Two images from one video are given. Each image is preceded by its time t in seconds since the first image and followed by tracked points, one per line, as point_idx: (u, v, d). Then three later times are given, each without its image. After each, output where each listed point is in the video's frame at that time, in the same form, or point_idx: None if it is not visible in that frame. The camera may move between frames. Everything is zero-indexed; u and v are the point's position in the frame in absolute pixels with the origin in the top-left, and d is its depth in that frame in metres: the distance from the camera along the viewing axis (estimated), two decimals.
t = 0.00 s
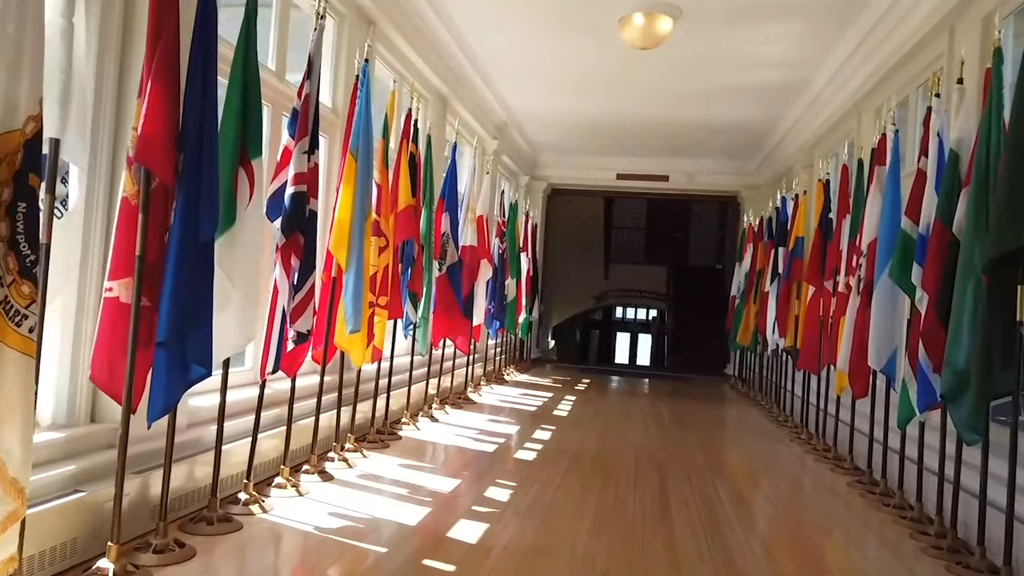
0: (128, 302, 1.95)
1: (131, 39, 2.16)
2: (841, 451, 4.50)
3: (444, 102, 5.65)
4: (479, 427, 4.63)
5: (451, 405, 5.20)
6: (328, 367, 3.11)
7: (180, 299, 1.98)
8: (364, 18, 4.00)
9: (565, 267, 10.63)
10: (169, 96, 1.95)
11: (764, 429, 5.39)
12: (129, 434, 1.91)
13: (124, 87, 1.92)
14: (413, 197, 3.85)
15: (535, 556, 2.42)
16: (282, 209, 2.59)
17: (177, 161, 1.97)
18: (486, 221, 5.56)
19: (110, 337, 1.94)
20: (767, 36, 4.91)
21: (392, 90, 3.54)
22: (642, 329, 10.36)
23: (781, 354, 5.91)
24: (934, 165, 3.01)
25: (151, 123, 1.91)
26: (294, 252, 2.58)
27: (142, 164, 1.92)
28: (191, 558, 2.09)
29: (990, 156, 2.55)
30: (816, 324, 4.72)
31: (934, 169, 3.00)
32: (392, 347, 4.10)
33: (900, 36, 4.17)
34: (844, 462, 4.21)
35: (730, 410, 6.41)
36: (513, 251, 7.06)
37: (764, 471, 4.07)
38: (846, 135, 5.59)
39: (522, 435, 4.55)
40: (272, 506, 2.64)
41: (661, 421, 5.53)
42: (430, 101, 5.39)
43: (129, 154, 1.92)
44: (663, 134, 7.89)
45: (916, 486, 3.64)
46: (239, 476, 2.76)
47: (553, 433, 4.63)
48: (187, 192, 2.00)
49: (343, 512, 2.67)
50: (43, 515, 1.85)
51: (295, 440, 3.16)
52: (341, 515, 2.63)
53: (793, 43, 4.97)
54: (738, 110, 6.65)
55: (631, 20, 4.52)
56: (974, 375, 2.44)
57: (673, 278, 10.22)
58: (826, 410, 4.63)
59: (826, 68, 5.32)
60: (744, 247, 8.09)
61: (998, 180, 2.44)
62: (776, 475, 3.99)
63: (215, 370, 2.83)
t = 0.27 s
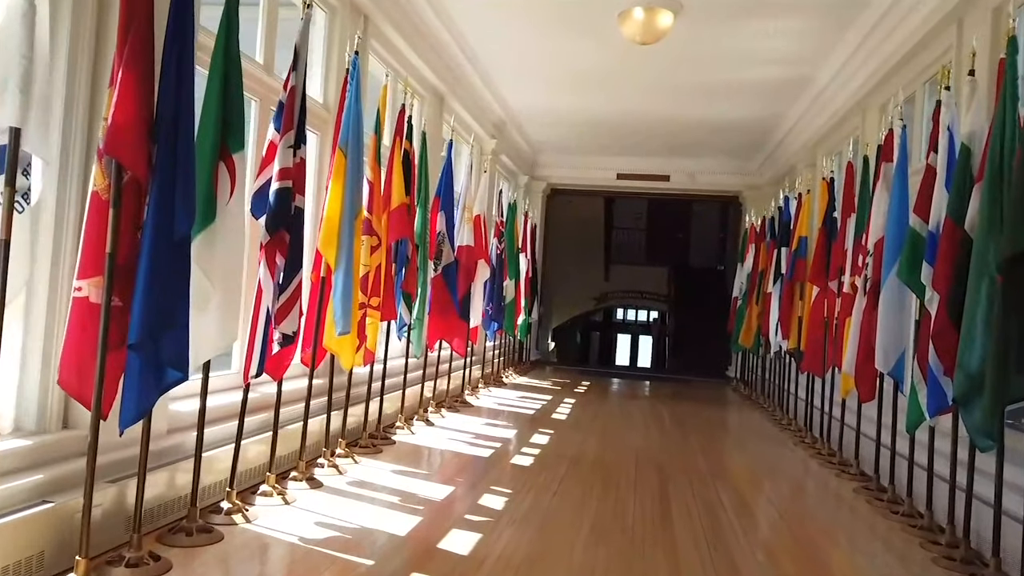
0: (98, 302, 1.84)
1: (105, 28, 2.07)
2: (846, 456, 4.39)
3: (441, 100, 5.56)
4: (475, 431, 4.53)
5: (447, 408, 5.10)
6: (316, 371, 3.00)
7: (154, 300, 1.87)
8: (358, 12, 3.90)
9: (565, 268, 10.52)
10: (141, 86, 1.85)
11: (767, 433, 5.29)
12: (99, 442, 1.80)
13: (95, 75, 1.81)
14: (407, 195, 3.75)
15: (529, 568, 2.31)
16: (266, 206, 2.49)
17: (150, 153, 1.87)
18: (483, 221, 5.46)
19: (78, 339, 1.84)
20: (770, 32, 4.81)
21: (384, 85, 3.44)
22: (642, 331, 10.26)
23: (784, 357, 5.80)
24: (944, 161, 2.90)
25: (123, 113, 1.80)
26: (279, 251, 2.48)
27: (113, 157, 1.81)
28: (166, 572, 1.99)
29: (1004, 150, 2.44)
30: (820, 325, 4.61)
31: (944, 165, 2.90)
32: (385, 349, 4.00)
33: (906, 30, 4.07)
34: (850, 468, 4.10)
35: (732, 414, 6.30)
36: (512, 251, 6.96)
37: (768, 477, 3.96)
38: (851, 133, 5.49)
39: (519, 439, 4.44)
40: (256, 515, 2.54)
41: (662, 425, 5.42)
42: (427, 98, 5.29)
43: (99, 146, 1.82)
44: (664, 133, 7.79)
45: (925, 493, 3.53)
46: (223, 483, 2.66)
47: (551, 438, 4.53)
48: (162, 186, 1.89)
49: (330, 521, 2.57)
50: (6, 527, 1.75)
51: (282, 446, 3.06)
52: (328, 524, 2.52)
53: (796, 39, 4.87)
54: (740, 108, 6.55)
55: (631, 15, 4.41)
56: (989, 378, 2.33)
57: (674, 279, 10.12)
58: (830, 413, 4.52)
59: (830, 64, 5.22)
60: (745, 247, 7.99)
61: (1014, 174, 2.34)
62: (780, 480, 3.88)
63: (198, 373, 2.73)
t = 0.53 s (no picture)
0: (69, 306, 1.75)
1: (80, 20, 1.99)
2: (852, 463, 4.29)
3: (439, 99, 5.47)
4: (472, 435, 4.43)
5: (445, 412, 5.00)
6: (305, 377, 2.90)
7: (128, 304, 1.79)
8: (352, 7, 3.82)
9: (566, 269, 10.42)
10: (116, 78, 1.76)
11: (771, 438, 5.19)
12: (69, 453, 1.72)
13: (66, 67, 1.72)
14: (401, 194, 3.65)
15: None
16: (251, 206, 2.40)
17: (125, 149, 1.78)
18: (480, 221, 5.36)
19: (48, 345, 1.75)
20: (773, 28, 4.72)
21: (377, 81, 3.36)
22: (643, 333, 10.13)
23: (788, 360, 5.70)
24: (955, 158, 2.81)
25: (94, 107, 1.71)
26: (265, 251, 2.39)
27: (84, 153, 1.72)
28: None
29: (1019, 147, 2.35)
30: (825, 328, 4.52)
31: (955, 163, 2.81)
32: (380, 352, 3.91)
33: (913, 26, 3.97)
34: (855, 474, 4.00)
35: (735, 418, 6.20)
36: (511, 252, 6.86)
37: (773, 484, 3.86)
38: (856, 132, 5.39)
39: (517, 444, 4.34)
40: (241, 526, 2.44)
41: (664, 430, 5.32)
42: (424, 96, 5.20)
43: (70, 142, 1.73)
44: (665, 132, 7.70)
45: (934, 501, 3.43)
46: (206, 493, 2.56)
47: (550, 443, 4.43)
48: (137, 185, 1.80)
49: (318, 533, 2.47)
50: None
51: (270, 453, 2.96)
52: (315, 535, 2.42)
53: (799, 35, 4.79)
54: (743, 106, 6.46)
55: (631, 11, 4.33)
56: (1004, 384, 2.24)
57: (676, 280, 10.01)
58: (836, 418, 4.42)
59: (835, 61, 5.12)
60: (747, 248, 7.90)
61: None
62: (784, 487, 3.78)
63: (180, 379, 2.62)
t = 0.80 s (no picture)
0: (40, 306, 1.67)
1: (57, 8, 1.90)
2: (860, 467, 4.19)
3: (437, 96, 5.38)
4: (470, 439, 4.34)
5: (443, 415, 4.90)
6: (296, 379, 2.81)
7: (102, 305, 1.70)
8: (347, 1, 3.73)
9: (567, 269, 10.33)
10: (90, 67, 1.68)
11: (776, 442, 5.09)
12: (39, 462, 1.63)
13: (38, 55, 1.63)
14: (397, 192, 3.56)
15: None
16: (238, 203, 2.31)
17: (100, 142, 1.69)
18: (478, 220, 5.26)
19: (17, 347, 1.66)
20: (778, 23, 4.63)
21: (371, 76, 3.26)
22: (645, 334, 10.10)
23: (792, 362, 5.60)
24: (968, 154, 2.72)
25: (66, 98, 1.62)
26: (253, 249, 2.30)
27: (57, 146, 1.63)
28: None
29: None
30: (831, 329, 4.42)
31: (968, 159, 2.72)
32: (375, 354, 3.81)
33: (921, 20, 3.88)
34: (863, 480, 3.90)
35: (738, 421, 6.10)
36: (511, 252, 6.77)
37: (778, 490, 3.76)
38: (862, 129, 5.29)
39: (516, 448, 4.24)
40: (227, 535, 2.35)
41: (667, 434, 5.22)
42: (422, 93, 5.11)
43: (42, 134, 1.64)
44: (667, 131, 7.60)
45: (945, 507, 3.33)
46: (192, 501, 2.47)
47: (550, 447, 4.33)
48: (113, 180, 1.71)
49: (307, 542, 2.38)
50: None
51: (260, 458, 2.87)
52: (304, 545, 2.33)
53: (804, 30, 4.69)
54: (746, 103, 6.36)
55: (633, 6, 4.23)
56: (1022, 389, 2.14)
57: (678, 282, 9.94)
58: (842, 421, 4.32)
59: (841, 57, 5.02)
60: (750, 248, 7.81)
61: None
62: (790, 493, 3.68)
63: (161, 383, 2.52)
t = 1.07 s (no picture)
0: (5, 302, 1.58)
1: None
2: (868, 472, 4.08)
3: (435, 92, 5.28)
4: (468, 441, 4.24)
5: (441, 417, 4.80)
6: (285, 381, 2.70)
7: (72, 301, 1.60)
8: None
9: (568, 269, 10.24)
10: (59, 48, 1.58)
11: (781, 445, 4.98)
12: (4, 467, 1.53)
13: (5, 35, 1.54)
14: (393, 188, 3.46)
15: None
16: (224, 197, 2.21)
17: (71, 128, 1.60)
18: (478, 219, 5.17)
19: None
20: (784, 16, 4.53)
21: (366, 68, 3.17)
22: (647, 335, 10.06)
23: (798, 363, 5.49)
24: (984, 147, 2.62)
25: (33, 81, 1.53)
26: (239, 244, 2.20)
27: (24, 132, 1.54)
28: None
29: None
30: (838, 329, 4.31)
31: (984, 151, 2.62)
32: (371, 354, 3.72)
33: (931, 11, 3.77)
34: (872, 484, 3.79)
35: (742, 423, 5.99)
36: (511, 251, 6.67)
37: (785, 494, 3.65)
38: (868, 125, 5.19)
39: (515, 451, 4.14)
40: (210, 542, 2.25)
41: (669, 437, 5.11)
42: (419, 89, 5.02)
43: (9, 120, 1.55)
44: (670, 128, 7.50)
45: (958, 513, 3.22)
46: (175, 508, 2.38)
47: (550, 450, 4.23)
48: (84, 167, 1.61)
49: (295, 550, 2.27)
50: None
51: (247, 463, 2.77)
52: (292, 553, 2.23)
53: (810, 23, 4.60)
54: (750, 100, 6.26)
55: None
56: None
57: (679, 283, 9.83)
58: (850, 424, 4.21)
59: (847, 51, 4.92)
60: (754, 248, 7.70)
61: None
62: (797, 497, 3.57)
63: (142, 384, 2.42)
